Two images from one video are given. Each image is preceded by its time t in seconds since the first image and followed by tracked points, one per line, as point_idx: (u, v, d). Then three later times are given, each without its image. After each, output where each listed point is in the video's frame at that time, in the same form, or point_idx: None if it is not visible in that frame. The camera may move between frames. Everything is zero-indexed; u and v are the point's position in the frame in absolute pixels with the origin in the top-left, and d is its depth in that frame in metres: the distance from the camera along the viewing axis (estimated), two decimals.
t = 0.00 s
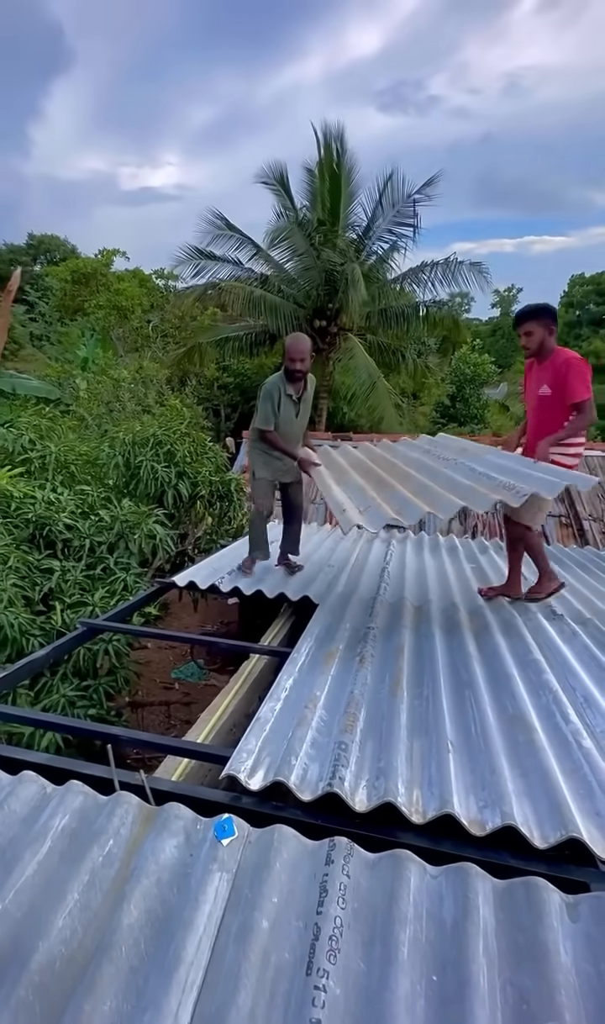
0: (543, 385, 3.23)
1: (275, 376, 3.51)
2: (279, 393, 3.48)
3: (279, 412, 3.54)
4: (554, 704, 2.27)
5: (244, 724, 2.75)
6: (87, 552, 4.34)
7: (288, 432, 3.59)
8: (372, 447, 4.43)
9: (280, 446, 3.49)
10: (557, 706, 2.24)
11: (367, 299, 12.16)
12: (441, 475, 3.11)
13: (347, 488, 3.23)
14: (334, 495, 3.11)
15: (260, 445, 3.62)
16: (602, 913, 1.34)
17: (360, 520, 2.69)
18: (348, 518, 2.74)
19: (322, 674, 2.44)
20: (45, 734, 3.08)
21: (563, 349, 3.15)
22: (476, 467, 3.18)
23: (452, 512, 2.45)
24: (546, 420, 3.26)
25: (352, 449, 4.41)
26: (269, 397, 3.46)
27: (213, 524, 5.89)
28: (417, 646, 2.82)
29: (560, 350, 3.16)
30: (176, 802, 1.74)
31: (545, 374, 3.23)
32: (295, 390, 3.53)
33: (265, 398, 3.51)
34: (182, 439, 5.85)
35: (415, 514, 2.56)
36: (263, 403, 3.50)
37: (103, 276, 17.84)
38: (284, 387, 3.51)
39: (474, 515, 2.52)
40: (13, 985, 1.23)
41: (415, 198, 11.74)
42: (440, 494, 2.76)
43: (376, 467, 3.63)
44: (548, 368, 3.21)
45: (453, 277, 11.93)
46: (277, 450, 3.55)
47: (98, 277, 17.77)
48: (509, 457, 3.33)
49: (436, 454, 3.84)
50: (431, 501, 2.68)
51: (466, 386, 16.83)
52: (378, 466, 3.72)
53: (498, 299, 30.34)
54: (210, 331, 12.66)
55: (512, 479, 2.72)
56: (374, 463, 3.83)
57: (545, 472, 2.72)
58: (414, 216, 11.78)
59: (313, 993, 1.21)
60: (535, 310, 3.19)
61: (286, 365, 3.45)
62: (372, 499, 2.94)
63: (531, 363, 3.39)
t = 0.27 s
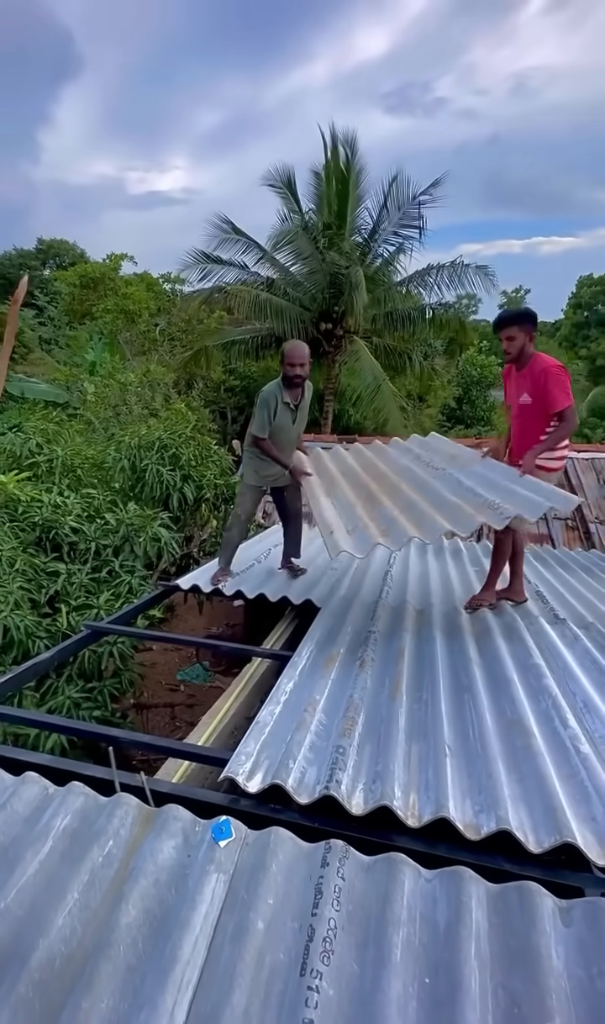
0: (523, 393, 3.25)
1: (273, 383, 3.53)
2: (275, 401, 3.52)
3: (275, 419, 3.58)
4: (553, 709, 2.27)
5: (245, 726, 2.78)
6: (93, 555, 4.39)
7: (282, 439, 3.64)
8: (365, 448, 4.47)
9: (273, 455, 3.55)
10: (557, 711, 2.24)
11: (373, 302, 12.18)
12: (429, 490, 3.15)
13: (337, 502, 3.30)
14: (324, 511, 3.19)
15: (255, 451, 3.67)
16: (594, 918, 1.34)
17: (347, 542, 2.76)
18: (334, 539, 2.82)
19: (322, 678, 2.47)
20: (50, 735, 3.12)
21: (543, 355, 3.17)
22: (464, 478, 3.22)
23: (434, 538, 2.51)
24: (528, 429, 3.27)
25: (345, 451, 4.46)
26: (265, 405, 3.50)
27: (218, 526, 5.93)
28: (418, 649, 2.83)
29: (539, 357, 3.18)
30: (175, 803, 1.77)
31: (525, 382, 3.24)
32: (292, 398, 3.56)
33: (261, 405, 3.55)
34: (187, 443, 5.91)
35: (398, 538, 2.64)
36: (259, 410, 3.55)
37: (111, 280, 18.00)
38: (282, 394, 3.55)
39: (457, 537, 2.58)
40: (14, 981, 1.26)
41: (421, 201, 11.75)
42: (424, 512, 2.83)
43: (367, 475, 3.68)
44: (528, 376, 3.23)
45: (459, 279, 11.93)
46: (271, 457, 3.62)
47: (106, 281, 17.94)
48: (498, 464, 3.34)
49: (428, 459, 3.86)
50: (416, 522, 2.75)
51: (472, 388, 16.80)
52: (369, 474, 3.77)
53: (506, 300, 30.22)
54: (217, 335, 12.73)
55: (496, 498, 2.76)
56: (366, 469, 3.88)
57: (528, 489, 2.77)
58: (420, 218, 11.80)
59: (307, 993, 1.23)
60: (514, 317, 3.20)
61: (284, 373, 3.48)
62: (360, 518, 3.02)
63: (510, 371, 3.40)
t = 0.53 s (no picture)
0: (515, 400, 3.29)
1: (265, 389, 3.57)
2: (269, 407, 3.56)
3: (269, 425, 3.63)
4: (554, 713, 2.27)
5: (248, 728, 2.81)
6: (100, 556, 4.44)
7: (278, 442, 3.71)
8: (363, 442, 4.44)
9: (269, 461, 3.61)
10: (558, 715, 2.24)
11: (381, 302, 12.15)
12: (419, 502, 3.21)
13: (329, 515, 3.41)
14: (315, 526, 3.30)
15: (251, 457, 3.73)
16: (588, 924, 1.35)
17: (334, 563, 2.89)
18: (320, 561, 2.92)
19: (324, 680, 2.48)
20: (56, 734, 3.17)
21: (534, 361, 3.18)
22: (455, 489, 3.24)
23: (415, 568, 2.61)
24: (520, 435, 3.33)
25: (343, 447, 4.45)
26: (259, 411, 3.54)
27: (224, 527, 5.97)
28: (420, 652, 2.84)
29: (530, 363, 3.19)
30: (176, 804, 1.79)
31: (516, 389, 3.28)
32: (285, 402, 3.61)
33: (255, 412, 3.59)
34: (194, 444, 5.95)
35: (381, 566, 2.72)
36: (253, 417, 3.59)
37: (120, 281, 18.10)
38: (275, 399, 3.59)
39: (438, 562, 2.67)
40: (16, 977, 1.29)
41: (430, 200, 11.72)
42: (408, 535, 2.88)
43: (360, 482, 3.73)
44: (518, 383, 3.26)
45: (468, 279, 11.87)
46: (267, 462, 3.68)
47: (115, 282, 18.05)
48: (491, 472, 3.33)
49: (425, 457, 3.84)
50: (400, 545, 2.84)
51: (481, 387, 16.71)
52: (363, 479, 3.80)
53: (517, 299, 29.99)
54: (225, 335, 12.77)
55: (481, 520, 2.80)
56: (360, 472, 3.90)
57: (511, 512, 2.79)
58: (428, 218, 11.76)
59: (302, 993, 1.25)
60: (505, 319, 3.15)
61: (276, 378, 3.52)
62: (347, 538, 3.09)
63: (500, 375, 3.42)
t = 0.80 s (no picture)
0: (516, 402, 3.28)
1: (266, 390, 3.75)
2: (270, 407, 3.74)
3: (270, 426, 3.81)
4: (558, 715, 2.27)
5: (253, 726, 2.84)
6: (109, 554, 4.49)
7: (280, 442, 3.88)
8: (366, 439, 4.41)
9: (268, 460, 3.77)
10: (561, 717, 2.24)
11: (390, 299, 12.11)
12: (412, 508, 3.23)
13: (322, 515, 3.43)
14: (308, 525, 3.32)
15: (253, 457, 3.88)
16: (586, 926, 1.36)
17: (323, 566, 2.92)
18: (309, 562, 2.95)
19: (328, 680, 2.50)
20: (65, 730, 3.22)
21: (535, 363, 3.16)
22: (449, 497, 3.25)
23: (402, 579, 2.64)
24: (521, 436, 3.34)
25: (345, 444, 4.44)
26: (260, 412, 3.72)
27: (232, 526, 6.00)
28: (424, 652, 2.85)
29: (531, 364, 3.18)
30: (181, 800, 1.83)
31: (518, 389, 3.27)
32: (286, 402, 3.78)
33: (256, 413, 3.76)
34: (202, 443, 5.98)
35: (367, 574, 2.74)
36: (254, 418, 3.76)
37: (130, 279, 18.20)
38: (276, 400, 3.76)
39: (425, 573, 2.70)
40: (23, 967, 1.32)
41: (440, 196, 11.63)
42: (398, 546, 2.90)
43: (357, 483, 3.74)
44: (520, 383, 3.25)
45: (478, 275, 11.77)
46: (269, 461, 3.84)
47: (125, 280, 18.15)
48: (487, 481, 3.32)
49: (425, 459, 3.82)
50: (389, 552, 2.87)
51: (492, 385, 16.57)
52: (360, 480, 3.80)
53: (528, 295, 29.69)
54: (234, 333, 12.79)
55: (471, 534, 2.82)
56: (358, 472, 3.90)
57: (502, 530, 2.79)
58: (438, 214, 11.68)
59: (301, 989, 1.27)
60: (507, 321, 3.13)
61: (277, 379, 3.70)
62: (338, 541, 3.12)
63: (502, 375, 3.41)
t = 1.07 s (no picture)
0: (515, 399, 3.23)
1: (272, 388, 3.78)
2: (276, 406, 3.77)
3: (276, 425, 3.83)
4: (566, 715, 2.24)
5: (258, 723, 2.83)
6: (116, 549, 4.50)
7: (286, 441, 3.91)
8: (371, 432, 4.35)
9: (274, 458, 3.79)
10: (570, 718, 2.21)
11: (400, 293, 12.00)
12: (416, 512, 3.21)
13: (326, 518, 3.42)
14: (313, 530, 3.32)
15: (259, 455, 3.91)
16: (593, 932, 1.34)
17: (327, 574, 2.92)
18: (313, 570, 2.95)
19: (334, 678, 2.49)
20: (73, 724, 3.24)
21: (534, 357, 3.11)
22: (453, 500, 3.22)
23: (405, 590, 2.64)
24: (521, 434, 3.28)
25: (351, 439, 4.39)
26: (267, 410, 3.75)
27: (239, 521, 5.99)
28: (431, 651, 2.83)
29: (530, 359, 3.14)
30: (185, 798, 1.82)
31: (517, 386, 3.22)
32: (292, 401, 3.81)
33: (262, 411, 3.79)
34: (209, 438, 5.97)
35: (370, 584, 2.76)
36: (260, 416, 3.79)
37: (139, 273, 18.19)
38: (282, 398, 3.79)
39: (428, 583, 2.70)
40: (27, 964, 1.33)
41: (450, 188, 11.48)
42: (401, 554, 2.90)
43: (361, 483, 3.72)
44: (519, 380, 3.20)
45: (489, 268, 11.64)
46: (275, 459, 3.87)
47: (133, 275, 18.13)
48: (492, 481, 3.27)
49: (430, 455, 3.77)
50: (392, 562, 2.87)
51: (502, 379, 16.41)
52: (365, 479, 3.77)
53: (540, 288, 29.34)
54: (242, 327, 12.74)
55: (474, 541, 2.81)
56: (363, 471, 3.86)
57: (505, 537, 2.77)
58: (449, 206, 11.53)
59: (303, 990, 1.26)
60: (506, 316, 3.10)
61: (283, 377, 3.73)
62: (342, 546, 3.13)
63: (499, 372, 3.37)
